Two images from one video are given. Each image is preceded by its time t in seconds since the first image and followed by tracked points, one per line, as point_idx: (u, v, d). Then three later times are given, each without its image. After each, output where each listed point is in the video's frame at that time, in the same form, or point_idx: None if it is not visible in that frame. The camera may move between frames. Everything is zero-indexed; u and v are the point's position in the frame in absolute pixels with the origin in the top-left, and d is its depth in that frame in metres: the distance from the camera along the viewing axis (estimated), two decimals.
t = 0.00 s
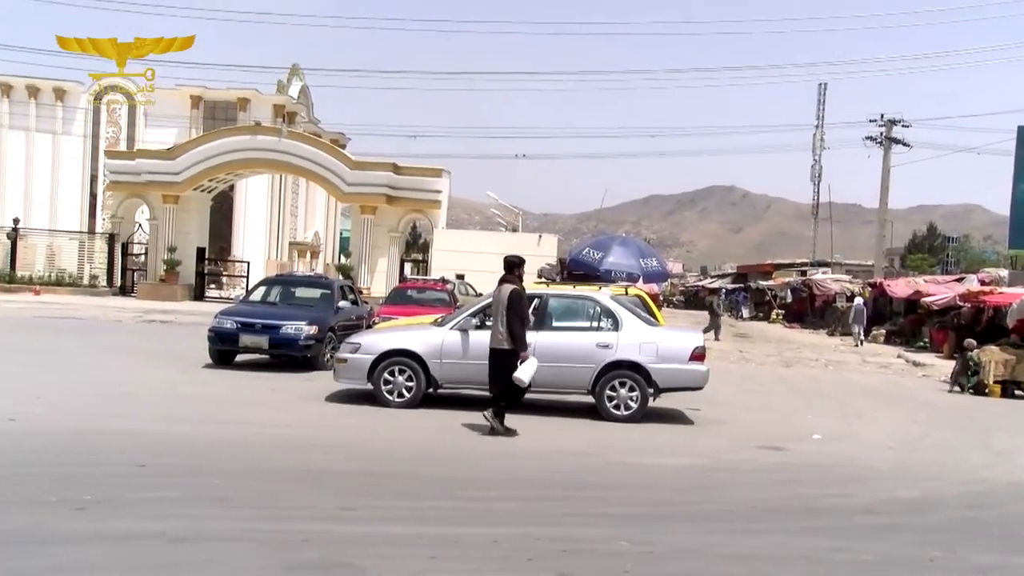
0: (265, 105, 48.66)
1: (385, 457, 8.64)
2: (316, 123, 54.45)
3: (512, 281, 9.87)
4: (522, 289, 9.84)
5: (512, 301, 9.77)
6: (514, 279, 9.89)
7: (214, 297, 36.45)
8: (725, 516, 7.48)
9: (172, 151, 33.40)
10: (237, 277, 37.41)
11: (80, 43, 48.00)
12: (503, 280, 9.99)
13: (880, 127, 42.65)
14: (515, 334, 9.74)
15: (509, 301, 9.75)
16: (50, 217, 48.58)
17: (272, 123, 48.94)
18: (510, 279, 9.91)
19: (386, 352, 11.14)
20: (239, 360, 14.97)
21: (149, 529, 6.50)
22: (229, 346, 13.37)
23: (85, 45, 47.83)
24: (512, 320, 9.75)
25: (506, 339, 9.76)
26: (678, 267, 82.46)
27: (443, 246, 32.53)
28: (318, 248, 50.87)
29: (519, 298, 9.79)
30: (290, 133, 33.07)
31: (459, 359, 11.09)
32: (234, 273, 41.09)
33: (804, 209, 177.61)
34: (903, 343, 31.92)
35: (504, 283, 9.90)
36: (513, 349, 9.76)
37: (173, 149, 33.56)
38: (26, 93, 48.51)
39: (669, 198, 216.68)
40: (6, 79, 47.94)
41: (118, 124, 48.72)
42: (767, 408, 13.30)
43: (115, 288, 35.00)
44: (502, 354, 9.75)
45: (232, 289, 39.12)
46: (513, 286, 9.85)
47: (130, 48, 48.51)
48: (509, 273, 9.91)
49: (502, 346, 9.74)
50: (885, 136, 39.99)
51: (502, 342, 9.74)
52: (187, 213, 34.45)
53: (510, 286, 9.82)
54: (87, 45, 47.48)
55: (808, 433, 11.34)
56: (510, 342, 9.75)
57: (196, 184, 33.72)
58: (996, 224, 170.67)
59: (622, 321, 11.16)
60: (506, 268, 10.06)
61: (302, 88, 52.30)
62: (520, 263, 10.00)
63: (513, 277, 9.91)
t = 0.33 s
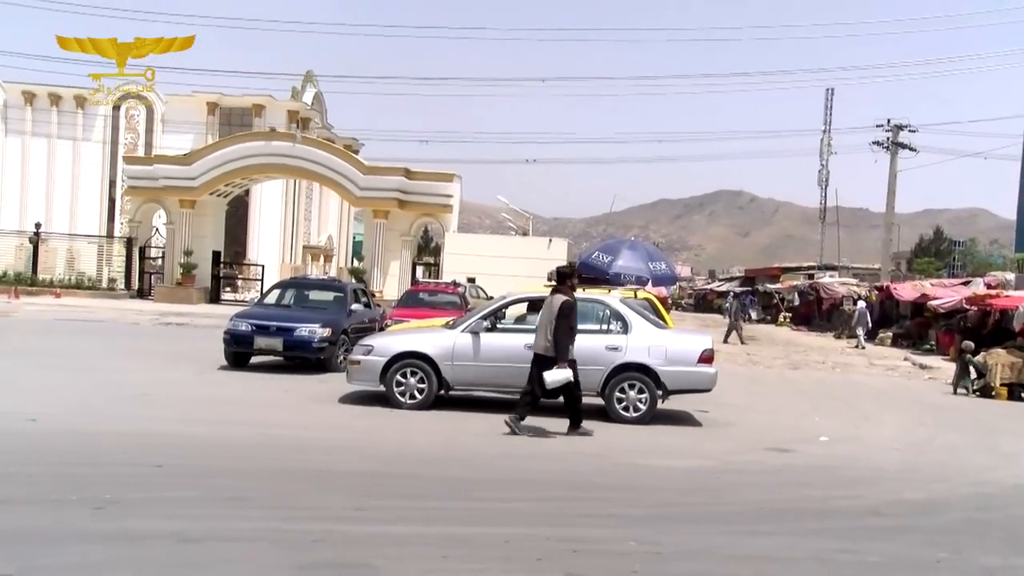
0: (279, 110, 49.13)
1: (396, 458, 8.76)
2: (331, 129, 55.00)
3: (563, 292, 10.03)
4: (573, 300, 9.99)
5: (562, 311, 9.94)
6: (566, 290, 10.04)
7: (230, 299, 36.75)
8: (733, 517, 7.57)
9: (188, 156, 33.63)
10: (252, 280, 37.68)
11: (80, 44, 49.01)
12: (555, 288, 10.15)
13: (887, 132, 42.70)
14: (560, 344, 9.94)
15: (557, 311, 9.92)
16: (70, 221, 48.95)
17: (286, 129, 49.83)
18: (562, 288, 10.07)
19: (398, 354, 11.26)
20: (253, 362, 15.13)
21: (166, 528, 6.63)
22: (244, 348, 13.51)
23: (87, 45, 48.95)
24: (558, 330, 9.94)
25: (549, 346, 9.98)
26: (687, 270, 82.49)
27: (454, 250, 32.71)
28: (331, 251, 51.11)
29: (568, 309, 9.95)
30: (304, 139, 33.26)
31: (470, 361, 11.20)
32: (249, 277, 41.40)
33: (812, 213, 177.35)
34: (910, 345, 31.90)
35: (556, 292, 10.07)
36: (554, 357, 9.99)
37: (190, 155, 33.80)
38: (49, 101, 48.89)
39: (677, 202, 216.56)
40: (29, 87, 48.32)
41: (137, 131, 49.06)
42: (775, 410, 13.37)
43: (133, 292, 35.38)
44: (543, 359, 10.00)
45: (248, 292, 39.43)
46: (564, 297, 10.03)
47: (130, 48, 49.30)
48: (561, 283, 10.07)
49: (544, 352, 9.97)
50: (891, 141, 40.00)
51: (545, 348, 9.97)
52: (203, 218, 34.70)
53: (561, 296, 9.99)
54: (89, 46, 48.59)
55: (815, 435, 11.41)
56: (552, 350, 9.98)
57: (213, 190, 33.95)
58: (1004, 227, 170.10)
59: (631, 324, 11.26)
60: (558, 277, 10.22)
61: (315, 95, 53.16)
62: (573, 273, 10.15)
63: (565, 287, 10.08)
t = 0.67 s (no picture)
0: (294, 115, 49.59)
1: (409, 457, 8.88)
2: (345, 134, 55.58)
3: (609, 291, 10.34)
4: (620, 298, 10.29)
5: (611, 309, 10.22)
6: (612, 289, 10.34)
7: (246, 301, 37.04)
8: (742, 517, 7.67)
9: (206, 160, 33.95)
10: (268, 282, 37.96)
11: (80, 43, 49.41)
12: (598, 290, 10.45)
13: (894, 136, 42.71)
14: (615, 341, 10.19)
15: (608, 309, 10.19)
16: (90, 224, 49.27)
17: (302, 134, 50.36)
18: (606, 288, 10.36)
19: (411, 354, 11.39)
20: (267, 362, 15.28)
21: (185, 525, 6.76)
22: (260, 349, 13.68)
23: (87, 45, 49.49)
24: (612, 328, 10.19)
25: (605, 345, 10.21)
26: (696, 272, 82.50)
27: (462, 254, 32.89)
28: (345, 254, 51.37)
29: (618, 307, 10.24)
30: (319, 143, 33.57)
31: (482, 362, 11.32)
32: (264, 279, 41.72)
33: (820, 216, 176.94)
34: (917, 348, 31.93)
35: (601, 292, 10.35)
36: (611, 355, 10.22)
37: (207, 159, 34.08)
38: (71, 107, 49.37)
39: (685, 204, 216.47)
40: (52, 93, 48.86)
41: (156, 136, 49.62)
42: (784, 411, 13.46)
43: (151, 293, 35.84)
44: (601, 358, 10.20)
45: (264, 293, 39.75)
46: (609, 295, 10.33)
47: (130, 48, 49.69)
48: (605, 283, 10.38)
49: (602, 352, 10.18)
50: (899, 145, 39.96)
51: (602, 348, 10.19)
52: (220, 221, 34.92)
53: (608, 295, 10.28)
54: (90, 46, 49.15)
55: (823, 435, 11.50)
56: (608, 349, 10.21)
57: (229, 193, 34.19)
58: (1013, 230, 169.40)
59: (641, 325, 11.36)
60: (599, 279, 10.52)
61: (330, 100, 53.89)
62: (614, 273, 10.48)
63: (608, 287, 10.38)
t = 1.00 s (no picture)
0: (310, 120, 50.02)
1: (423, 456, 8.99)
2: (360, 136, 55.65)
3: (654, 295, 10.56)
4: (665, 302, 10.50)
5: (657, 313, 10.42)
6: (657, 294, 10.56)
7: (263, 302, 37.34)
8: (753, 516, 7.77)
9: (224, 164, 34.25)
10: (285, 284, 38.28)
11: (80, 43, 49.86)
12: (644, 294, 10.68)
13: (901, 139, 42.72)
14: (660, 343, 10.41)
15: (654, 312, 10.40)
16: (112, 227, 49.72)
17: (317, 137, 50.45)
18: (651, 292, 10.59)
19: (426, 354, 11.52)
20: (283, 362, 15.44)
21: (205, 522, 6.90)
22: (277, 349, 13.83)
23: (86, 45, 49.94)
24: (658, 331, 10.40)
25: (651, 347, 10.43)
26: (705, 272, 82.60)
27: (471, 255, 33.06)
28: (360, 256, 51.69)
29: (664, 311, 10.45)
30: (334, 146, 33.73)
31: (495, 362, 11.44)
32: (282, 280, 42.11)
33: (828, 218, 176.68)
34: (925, 348, 31.97)
35: (647, 296, 10.57)
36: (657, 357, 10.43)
37: (225, 163, 34.41)
38: (94, 113, 49.46)
39: (694, 206, 216.39)
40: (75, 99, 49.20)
41: (175, 140, 50.01)
42: (794, 411, 13.55)
43: (172, 294, 36.29)
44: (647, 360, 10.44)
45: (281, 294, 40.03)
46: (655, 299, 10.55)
47: (131, 48, 50.06)
48: (650, 288, 10.62)
49: (648, 354, 10.41)
50: (907, 147, 39.99)
51: (648, 350, 10.43)
52: (238, 223, 35.15)
53: (654, 299, 10.50)
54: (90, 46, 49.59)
55: (832, 435, 11.58)
56: (654, 351, 10.43)
57: (247, 196, 34.47)
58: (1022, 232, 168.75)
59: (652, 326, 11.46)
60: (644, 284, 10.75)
61: (345, 104, 54.15)
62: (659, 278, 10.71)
63: (654, 292, 10.61)
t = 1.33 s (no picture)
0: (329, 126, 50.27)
1: (438, 454, 9.13)
2: (377, 139, 55.98)
3: (700, 299, 10.92)
4: (710, 306, 10.86)
5: (702, 317, 10.78)
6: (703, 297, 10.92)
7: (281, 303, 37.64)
8: (764, 513, 7.89)
9: (243, 167, 34.48)
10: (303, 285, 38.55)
11: (80, 43, 50.26)
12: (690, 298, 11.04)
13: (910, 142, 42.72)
14: (702, 345, 10.73)
15: (699, 315, 10.76)
16: (135, 230, 49.99)
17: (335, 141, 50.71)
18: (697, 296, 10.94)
19: (441, 354, 11.68)
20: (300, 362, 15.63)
21: (226, 518, 7.05)
22: (295, 349, 14.02)
23: (87, 46, 50.35)
24: (701, 333, 10.74)
25: (693, 349, 10.76)
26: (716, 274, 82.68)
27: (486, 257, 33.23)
28: (375, 257, 52.02)
29: (708, 315, 10.81)
30: (351, 150, 33.87)
31: (509, 362, 11.58)
32: (299, 281, 42.44)
33: (837, 219, 176.21)
34: (934, 348, 31.99)
35: (693, 300, 10.93)
36: (699, 359, 10.75)
37: (244, 166, 34.58)
38: (117, 117, 50.02)
39: (703, 207, 216.23)
40: (99, 104, 49.62)
41: (196, 145, 50.53)
42: (804, 409, 13.65)
43: (192, 295, 36.63)
44: (689, 361, 10.76)
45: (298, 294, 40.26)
46: (701, 303, 10.89)
47: (130, 48, 50.41)
48: (697, 292, 10.97)
49: (690, 355, 10.74)
50: (915, 149, 39.98)
51: (690, 352, 10.74)
52: (256, 226, 35.43)
53: (700, 303, 10.86)
54: (90, 47, 49.97)
55: (842, 433, 11.67)
56: (697, 352, 10.75)
57: (266, 199, 34.71)
58: None
59: (664, 325, 11.57)
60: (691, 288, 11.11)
61: (362, 108, 54.65)
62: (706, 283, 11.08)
63: (700, 296, 10.97)
